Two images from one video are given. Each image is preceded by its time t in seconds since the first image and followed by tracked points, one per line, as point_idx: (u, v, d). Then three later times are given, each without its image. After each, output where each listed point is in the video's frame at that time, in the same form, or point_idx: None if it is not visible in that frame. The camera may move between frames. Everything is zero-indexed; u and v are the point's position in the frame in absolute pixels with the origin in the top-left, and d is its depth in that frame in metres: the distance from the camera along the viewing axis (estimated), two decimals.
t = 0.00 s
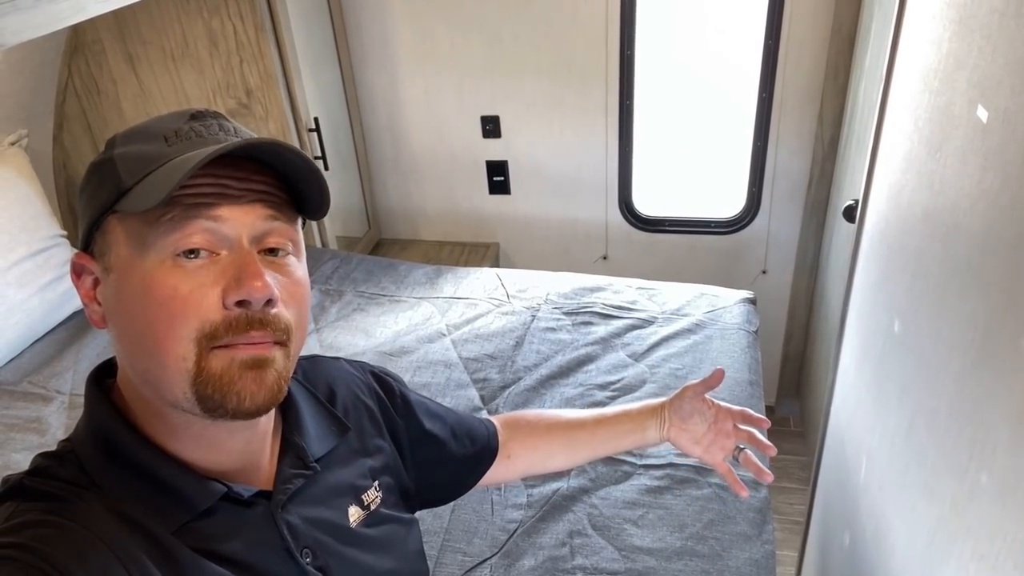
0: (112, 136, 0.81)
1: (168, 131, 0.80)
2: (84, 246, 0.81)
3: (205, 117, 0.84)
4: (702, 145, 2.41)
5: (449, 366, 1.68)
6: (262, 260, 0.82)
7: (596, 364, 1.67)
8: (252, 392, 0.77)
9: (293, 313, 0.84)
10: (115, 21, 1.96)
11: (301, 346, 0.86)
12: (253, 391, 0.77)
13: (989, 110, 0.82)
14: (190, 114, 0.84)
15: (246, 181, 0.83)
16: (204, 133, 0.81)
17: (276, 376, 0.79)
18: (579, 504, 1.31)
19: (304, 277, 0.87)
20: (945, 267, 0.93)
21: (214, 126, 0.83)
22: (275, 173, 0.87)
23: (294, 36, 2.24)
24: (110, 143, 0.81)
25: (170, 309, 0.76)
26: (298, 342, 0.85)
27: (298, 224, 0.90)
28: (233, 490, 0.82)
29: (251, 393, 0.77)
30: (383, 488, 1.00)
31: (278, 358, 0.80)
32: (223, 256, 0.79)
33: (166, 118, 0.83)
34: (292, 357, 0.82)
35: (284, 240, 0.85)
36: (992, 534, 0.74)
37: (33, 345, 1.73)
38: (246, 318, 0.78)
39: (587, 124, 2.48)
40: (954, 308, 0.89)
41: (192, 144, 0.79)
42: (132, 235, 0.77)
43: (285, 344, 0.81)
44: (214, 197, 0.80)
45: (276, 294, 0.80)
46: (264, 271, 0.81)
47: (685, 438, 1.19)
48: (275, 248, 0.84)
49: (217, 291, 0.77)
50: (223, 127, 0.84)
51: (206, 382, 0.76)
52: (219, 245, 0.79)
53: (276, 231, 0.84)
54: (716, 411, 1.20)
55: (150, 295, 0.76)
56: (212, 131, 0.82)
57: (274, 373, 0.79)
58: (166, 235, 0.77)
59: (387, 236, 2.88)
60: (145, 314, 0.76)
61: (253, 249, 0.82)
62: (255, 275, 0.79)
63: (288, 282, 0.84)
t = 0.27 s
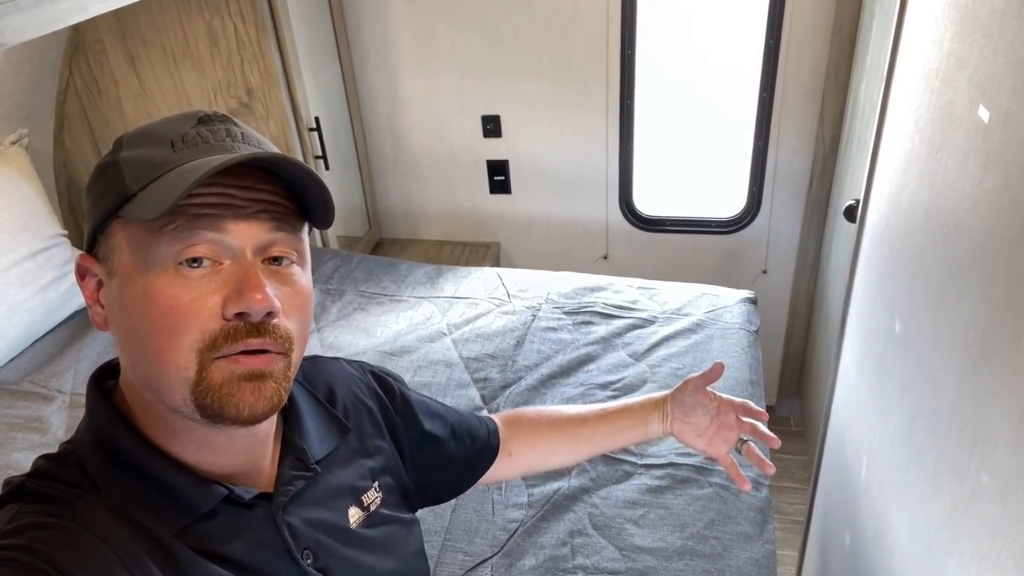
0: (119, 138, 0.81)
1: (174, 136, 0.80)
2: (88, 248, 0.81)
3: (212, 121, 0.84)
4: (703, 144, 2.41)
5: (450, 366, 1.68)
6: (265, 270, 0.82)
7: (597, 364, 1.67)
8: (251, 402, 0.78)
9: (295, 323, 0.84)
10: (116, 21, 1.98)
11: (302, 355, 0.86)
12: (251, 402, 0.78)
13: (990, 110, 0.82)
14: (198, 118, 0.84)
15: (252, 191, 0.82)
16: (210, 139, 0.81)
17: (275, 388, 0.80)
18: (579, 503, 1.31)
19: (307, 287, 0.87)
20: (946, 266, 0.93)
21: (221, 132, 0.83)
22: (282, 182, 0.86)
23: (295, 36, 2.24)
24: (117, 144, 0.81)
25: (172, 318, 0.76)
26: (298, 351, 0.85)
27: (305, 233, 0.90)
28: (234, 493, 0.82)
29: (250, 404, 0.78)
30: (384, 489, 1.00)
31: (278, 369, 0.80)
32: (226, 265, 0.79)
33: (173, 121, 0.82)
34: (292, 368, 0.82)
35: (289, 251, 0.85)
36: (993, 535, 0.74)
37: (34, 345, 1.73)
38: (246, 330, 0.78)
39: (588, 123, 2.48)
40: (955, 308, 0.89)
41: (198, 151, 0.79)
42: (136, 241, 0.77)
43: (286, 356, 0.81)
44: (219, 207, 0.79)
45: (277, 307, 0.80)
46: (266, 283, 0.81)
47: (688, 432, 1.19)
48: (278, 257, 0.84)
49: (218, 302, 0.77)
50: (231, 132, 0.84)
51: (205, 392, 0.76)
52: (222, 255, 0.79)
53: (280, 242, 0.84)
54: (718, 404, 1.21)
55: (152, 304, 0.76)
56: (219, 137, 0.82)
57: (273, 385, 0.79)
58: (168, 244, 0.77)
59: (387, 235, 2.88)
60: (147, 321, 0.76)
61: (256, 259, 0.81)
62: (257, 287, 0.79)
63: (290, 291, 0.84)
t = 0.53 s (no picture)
0: (118, 139, 0.81)
1: (174, 138, 0.80)
2: (87, 249, 0.80)
3: (211, 123, 0.83)
4: (703, 144, 2.41)
5: (449, 365, 1.68)
6: (263, 273, 0.82)
7: (596, 363, 1.67)
8: (249, 406, 0.78)
9: (293, 327, 0.84)
10: (116, 20, 1.97)
11: (301, 358, 0.86)
12: (250, 406, 0.78)
13: (991, 110, 0.81)
14: (197, 119, 0.84)
15: (251, 195, 0.82)
16: (209, 141, 0.81)
17: (273, 392, 0.80)
18: (578, 503, 1.31)
19: (306, 290, 0.87)
20: (946, 265, 0.93)
21: (220, 134, 0.82)
22: (282, 185, 0.86)
23: (295, 35, 2.23)
24: (117, 145, 0.81)
25: (170, 321, 0.76)
26: (297, 355, 0.85)
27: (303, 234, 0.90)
28: (232, 493, 0.82)
29: (248, 407, 0.78)
30: (382, 489, 1.00)
31: (276, 374, 0.80)
32: (224, 269, 0.79)
33: (173, 123, 0.82)
34: (290, 372, 0.82)
35: (287, 254, 0.84)
36: (992, 535, 0.74)
37: (34, 343, 1.73)
38: (243, 335, 0.78)
39: (587, 123, 2.48)
40: (955, 308, 0.89)
41: (197, 153, 0.79)
42: (134, 244, 0.77)
43: (284, 360, 0.81)
44: (218, 211, 0.79)
45: (275, 311, 0.80)
46: (264, 287, 0.81)
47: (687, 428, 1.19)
48: (277, 260, 0.84)
49: (217, 306, 0.77)
50: (230, 133, 0.84)
51: (204, 396, 0.76)
52: (221, 258, 0.79)
53: (278, 246, 0.83)
54: (717, 401, 1.21)
55: (150, 307, 0.76)
56: (218, 139, 0.81)
57: (271, 389, 0.79)
58: (167, 247, 0.77)
59: (387, 234, 2.88)
60: (145, 324, 0.76)
61: (255, 263, 0.81)
62: (255, 292, 0.79)
63: (289, 295, 0.84)
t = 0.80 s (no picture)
0: (120, 141, 0.81)
1: (176, 139, 0.80)
2: (88, 252, 0.80)
3: (213, 124, 0.83)
4: (703, 143, 2.40)
5: (449, 365, 1.68)
6: (266, 275, 0.82)
7: (596, 363, 1.67)
8: (253, 407, 0.78)
9: (296, 328, 0.84)
10: (116, 20, 1.97)
11: (303, 359, 0.86)
12: (254, 406, 0.78)
13: (990, 110, 0.82)
14: (199, 121, 0.83)
15: (253, 197, 0.82)
16: (211, 143, 0.81)
17: (277, 393, 0.80)
18: (578, 502, 1.31)
19: (308, 291, 0.87)
20: (946, 265, 0.93)
21: (222, 135, 0.82)
22: (283, 187, 0.86)
23: (296, 35, 2.23)
24: (118, 147, 0.81)
25: (173, 323, 0.76)
26: (299, 356, 0.85)
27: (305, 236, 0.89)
28: (232, 494, 0.82)
29: (252, 408, 0.78)
30: (381, 490, 1.01)
31: (279, 375, 0.80)
32: (227, 271, 0.79)
33: (174, 124, 0.82)
34: (293, 372, 0.82)
35: (289, 255, 0.84)
36: (992, 535, 0.74)
37: (34, 343, 1.73)
38: (246, 336, 0.78)
39: (588, 122, 2.48)
40: (955, 308, 0.89)
41: (200, 155, 0.79)
42: (136, 246, 0.77)
43: (288, 361, 0.81)
44: (221, 214, 0.79)
45: (277, 312, 0.80)
46: (267, 289, 0.81)
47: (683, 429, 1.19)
48: (278, 262, 0.84)
49: (220, 307, 0.77)
50: (232, 134, 0.83)
51: (208, 397, 0.77)
52: (223, 260, 0.79)
53: (280, 247, 0.83)
54: (714, 401, 1.21)
55: (153, 309, 0.76)
56: (220, 141, 0.81)
57: (274, 389, 0.79)
58: (169, 250, 0.77)
59: (387, 234, 2.88)
60: (148, 325, 0.76)
61: (257, 265, 0.81)
62: (257, 293, 0.79)
63: (291, 297, 0.84)
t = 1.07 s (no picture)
0: (114, 144, 0.80)
1: (172, 143, 0.79)
2: (86, 256, 0.80)
3: (208, 125, 0.83)
4: (702, 142, 2.41)
5: (448, 363, 1.68)
6: (267, 278, 0.82)
7: (595, 362, 1.67)
8: (263, 411, 0.78)
9: (299, 331, 0.84)
10: (114, 19, 1.97)
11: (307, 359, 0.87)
12: (263, 411, 0.78)
13: (988, 109, 0.82)
14: (193, 121, 0.83)
15: (252, 202, 0.82)
16: (208, 146, 0.81)
17: (285, 396, 0.80)
18: (577, 501, 1.31)
19: (309, 291, 0.87)
20: (943, 264, 0.93)
21: (218, 137, 0.82)
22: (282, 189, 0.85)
23: (294, 34, 2.23)
24: (112, 150, 0.80)
25: (179, 332, 0.76)
26: (303, 357, 0.86)
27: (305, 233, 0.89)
28: (235, 493, 0.82)
29: (261, 412, 0.78)
30: (379, 488, 1.01)
31: (286, 379, 0.80)
32: (230, 277, 0.79)
33: (169, 125, 0.81)
34: (298, 373, 0.83)
35: (290, 257, 0.84)
36: (989, 533, 0.74)
37: (32, 342, 1.72)
38: (252, 343, 0.78)
39: (586, 122, 2.48)
40: (952, 307, 0.89)
41: (197, 160, 0.79)
42: (137, 254, 0.76)
43: (293, 364, 0.81)
44: (223, 221, 0.79)
45: (282, 318, 0.80)
46: (270, 293, 0.81)
47: (671, 443, 1.06)
48: (280, 264, 0.84)
49: (225, 315, 0.77)
50: (228, 135, 0.83)
51: (217, 404, 0.77)
52: (227, 267, 0.79)
53: (280, 250, 0.83)
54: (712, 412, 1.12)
55: (158, 318, 0.75)
56: (216, 143, 0.81)
57: (281, 393, 0.80)
58: (173, 258, 0.76)
59: (385, 233, 2.88)
60: (155, 334, 0.76)
61: (260, 270, 0.81)
62: (262, 300, 0.79)
63: (293, 299, 0.84)
